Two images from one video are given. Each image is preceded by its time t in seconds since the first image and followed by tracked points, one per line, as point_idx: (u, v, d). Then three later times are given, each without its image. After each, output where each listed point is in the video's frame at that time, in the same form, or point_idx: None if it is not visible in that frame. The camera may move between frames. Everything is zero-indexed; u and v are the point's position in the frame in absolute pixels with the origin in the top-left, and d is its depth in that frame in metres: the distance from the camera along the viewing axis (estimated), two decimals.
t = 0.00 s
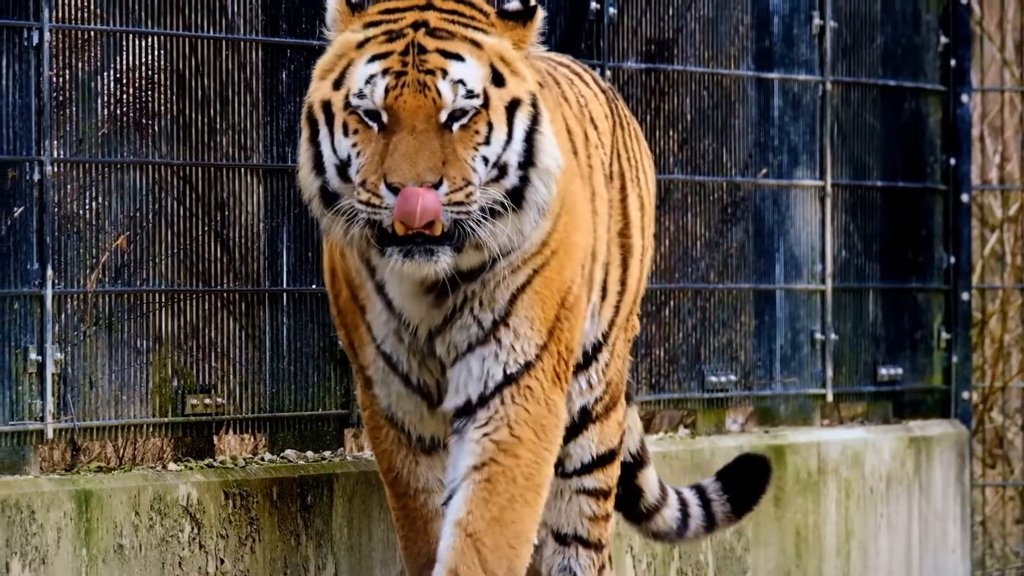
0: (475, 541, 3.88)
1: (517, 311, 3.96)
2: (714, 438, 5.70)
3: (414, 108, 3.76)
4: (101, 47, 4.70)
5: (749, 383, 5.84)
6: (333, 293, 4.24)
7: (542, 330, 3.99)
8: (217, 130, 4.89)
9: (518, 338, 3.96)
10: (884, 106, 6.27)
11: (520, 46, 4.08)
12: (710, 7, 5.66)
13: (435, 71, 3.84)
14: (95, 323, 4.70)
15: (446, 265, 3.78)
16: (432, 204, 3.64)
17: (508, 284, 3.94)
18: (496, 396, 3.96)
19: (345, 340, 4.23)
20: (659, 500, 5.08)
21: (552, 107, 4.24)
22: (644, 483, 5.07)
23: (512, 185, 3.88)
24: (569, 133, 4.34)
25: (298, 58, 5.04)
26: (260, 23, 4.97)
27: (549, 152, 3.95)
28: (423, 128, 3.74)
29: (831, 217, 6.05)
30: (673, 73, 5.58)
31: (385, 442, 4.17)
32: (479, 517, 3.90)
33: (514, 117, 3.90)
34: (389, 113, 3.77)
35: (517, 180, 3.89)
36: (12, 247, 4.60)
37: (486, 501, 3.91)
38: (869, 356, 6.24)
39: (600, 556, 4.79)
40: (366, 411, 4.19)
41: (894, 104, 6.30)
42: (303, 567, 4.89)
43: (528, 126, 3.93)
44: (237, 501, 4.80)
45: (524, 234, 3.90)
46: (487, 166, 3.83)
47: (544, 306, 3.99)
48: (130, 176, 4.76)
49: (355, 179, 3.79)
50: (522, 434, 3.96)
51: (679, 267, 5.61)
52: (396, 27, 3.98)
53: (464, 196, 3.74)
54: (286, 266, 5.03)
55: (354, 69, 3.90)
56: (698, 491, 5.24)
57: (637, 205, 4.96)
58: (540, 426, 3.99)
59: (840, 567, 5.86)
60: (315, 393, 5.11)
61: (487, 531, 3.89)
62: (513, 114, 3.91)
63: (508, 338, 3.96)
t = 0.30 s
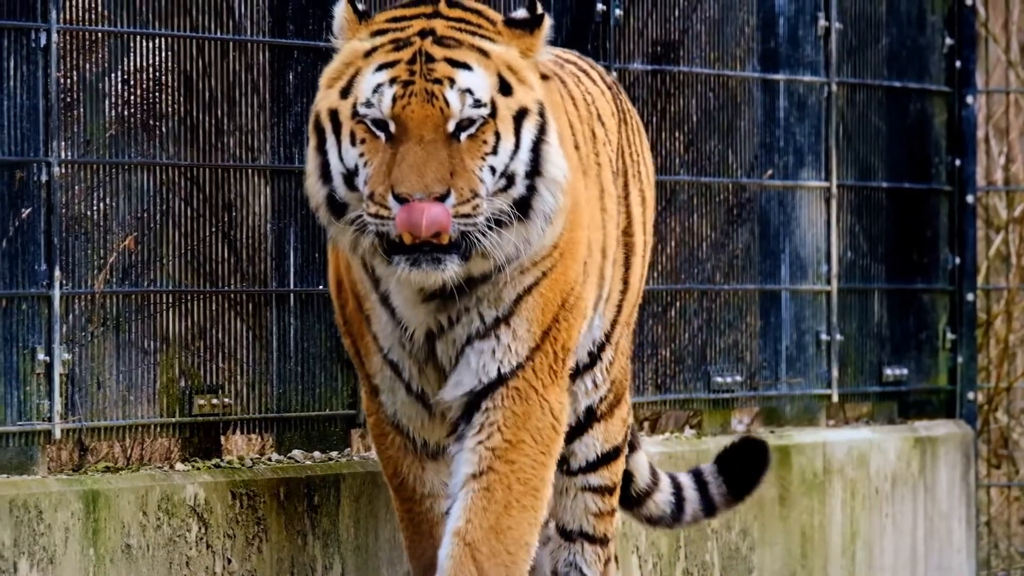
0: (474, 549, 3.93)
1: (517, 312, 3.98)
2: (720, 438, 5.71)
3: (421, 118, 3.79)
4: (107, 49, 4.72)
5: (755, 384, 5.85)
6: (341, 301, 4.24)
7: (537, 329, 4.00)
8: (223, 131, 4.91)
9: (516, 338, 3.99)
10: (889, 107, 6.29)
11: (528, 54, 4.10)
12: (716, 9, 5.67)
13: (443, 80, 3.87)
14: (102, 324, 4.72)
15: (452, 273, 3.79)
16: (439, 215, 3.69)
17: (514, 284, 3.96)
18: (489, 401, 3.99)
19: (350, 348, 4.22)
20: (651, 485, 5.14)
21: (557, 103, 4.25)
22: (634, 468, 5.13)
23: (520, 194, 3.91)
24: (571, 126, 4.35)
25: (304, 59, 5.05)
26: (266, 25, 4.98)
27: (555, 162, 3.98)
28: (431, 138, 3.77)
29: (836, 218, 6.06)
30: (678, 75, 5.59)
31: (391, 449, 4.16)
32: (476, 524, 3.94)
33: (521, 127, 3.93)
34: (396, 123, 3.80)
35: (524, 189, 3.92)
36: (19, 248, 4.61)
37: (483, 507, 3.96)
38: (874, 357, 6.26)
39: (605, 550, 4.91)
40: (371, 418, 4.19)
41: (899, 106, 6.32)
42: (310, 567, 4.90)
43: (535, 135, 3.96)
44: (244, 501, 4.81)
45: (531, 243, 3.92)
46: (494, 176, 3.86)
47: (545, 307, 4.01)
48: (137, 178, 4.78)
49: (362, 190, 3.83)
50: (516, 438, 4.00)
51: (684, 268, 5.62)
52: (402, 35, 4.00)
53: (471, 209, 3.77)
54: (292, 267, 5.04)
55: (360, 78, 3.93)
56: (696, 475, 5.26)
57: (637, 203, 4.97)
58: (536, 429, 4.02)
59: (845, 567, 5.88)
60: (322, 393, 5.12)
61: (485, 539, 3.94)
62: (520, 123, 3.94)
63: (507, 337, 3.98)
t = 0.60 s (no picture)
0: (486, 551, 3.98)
1: (535, 322, 4.02)
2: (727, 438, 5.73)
3: (431, 128, 3.80)
4: (117, 51, 4.74)
5: (762, 384, 5.87)
6: (347, 306, 4.26)
7: (558, 337, 4.06)
8: (233, 133, 4.93)
9: (536, 348, 4.03)
10: (896, 108, 6.30)
11: (537, 64, 4.11)
12: (723, 11, 5.69)
13: (452, 90, 3.89)
14: (112, 324, 4.74)
15: (462, 281, 3.83)
16: (446, 232, 3.74)
17: (532, 291, 4.00)
18: (514, 409, 4.04)
19: (357, 354, 4.24)
20: (644, 475, 5.21)
21: (561, 99, 4.28)
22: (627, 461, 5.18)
23: (528, 205, 3.93)
24: (574, 117, 4.39)
25: (314, 61, 5.08)
26: (275, 27, 5.01)
27: (562, 172, 4.00)
28: (440, 148, 3.79)
29: (843, 219, 6.08)
30: (686, 77, 5.61)
31: (397, 453, 4.18)
32: (490, 527, 3.99)
33: (530, 137, 3.95)
34: (406, 132, 3.81)
35: (533, 200, 3.94)
36: (29, 249, 4.64)
37: (500, 511, 4.01)
38: (881, 358, 6.27)
39: (612, 547, 4.95)
40: (375, 422, 4.20)
41: (905, 107, 6.33)
42: (320, 567, 4.93)
43: (545, 145, 3.98)
44: (253, 501, 4.84)
45: (538, 252, 3.95)
46: (503, 186, 3.87)
47: (560, 312, 4.06)
48: (147, 179, 4.80)
49: (371, 200, 3.84)
50: (542, 449, 4.06)
51: (692, 269, 5.64)
52: (412, 45, 4.02)
53: (479, 222, 3.79)
54: (302, 268, 5.07)
55: (370, 87, 3.94)
56: (685, 454, 5.34)
57: (640, 201, 4.99)
58: (558, 440, 4.09)
59: (852, 566, 5.90)
60: (331, 393, 5.14)
61: (498, 543, 3.99)
62: (530, 133, 3.95)
63: (527, 347, 4.02)
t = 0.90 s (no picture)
0: (501, 551, 4.08)
1: (565, 315, 4.09)
2: (737, 438, 5.72)
3: (440, 130, 3.85)
4: (129, 52, 4.76)
5: (771, 384, 5.89)
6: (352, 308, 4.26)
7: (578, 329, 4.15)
8: (244, 134, 4.95)
9: (568, 336, 4.11)
10: (903, 110, 6.33)
11: (546, 67, 4.14)
12: (732, 12, 5.72)
13: (462, 93, 3.93)
14: (124, 325, 4.77)
15: (470, 280, 3.86)
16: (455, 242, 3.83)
17: (560, 279, 4.05)
18: (546, 410, 4.10)
19: (360, 356, 4.23)
20: (642, 471, 5.22)
21: (567, 91, 4.35)
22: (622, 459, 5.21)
23: (537, 207, 3.97)
24: (578, 105, 4.46)
25: (324, 62, 5.10)
26: (286, 28, 5.03)
27: (572, 175, 4.04)
28: (449, 150, 3.83)
29: (851, 220, 6.11)
30: (694, 78, 5.63)
31: (404, 450, 4.19)
32: (508, 527, 4.08)
33: (539, 140, 3.99)
34: (416, 134, 3.85)
35: (542, 203, 3.98)
36: (41, 250, 4.67)
37: (521, 512, 4.10)
38: (889, 358, 6.30)
39: (621, 545, 5.02)
40: (382, 421, 4.20)
41: (913, 109, 6.36)
42: (330, 566, 4.95)
43: (554, 148, 4.02)
44: (264, 501, 4.86)
45: (546, 254, 3.97)
46: (512, 188, 3.91)
47: (581, 301, 4.15)
48: (159, 180, 4.82)
49: (381, 201, 3.87)
50: (563, 447, 4.15)
51: (700, 270, 5.66)
52: (423, 46, 4.05)
53: (487, 224, 3.83)
54: (312, 268, 5.09)
55: (380, 88, 3.97)
56: (676, 441, 5.35)
57: (644, 203, 4.98)
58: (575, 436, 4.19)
59: (860, 566, 5.93)
60: (342, 393, 5.17)
61: (514, 542, 4.09)
62: (538, 136, 3.99)
63: (564, 337, 4.09)
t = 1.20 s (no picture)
0: (512, 547, 4.14)
1: (572, 310, 4.12)
2: (746, 439, 5.73)
3: (450, 127, 3.86)
4: (140, 54, 4.78)
5: (780, 385, 5.91)
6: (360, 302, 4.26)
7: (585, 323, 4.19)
8: (255, 135, 4.97)
9: (579, 326, 4.16)
10: (912, 111, 6.35)
11: (556, 64, 4.15)
12: (741, 14, 5.74)
13: (472, 90, 3.94)
14: (136, 325, 4.79)
15: (478, 272, 3.88)
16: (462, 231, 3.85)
17: (574, 268, 4.08)
18: (550, 404, 4.14)
19: (370, 350, 4.24)
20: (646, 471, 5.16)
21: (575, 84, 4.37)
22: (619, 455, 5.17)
23: (548, 203, 3.99)
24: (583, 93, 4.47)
25: (335, 64, 5.11)
26: (298, 30, 5.04)
27: (581, 172, 4.05)
28: (458, 147, 3.84)
29: (860, 221, 6.13)
30: (704, 80, 5.65)
31: (403, 440, 4.17)
32: (517, 521, 4.14)
33: (548, 137, 4.00)
34: (425, 131, 3.87)
35: (552, 199, 4.00)
36: (54, 250, 4.69)
37: (528, 506, 4.14)
38: (898, 358, 6.32)
39: (632, 545, 5.04)
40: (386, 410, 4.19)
41: (922, 110, 6.37)
42: (342, 566, 4.97)
43: (563, 146, 4.03)
44: (275, 500, 4.88)
45: (556, 250, 3.99)
46: (521, 185, 3.93)
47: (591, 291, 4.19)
48: (171, 181, 4.84)
49: (390, 198, 3.88)
50: (566, 438, 4.18)
51: (710, 270, 5.68)
52: (433, 43, 4.07)
53: (496, 221, 3.84)
54: (323, 269, 5.11)
55: (390, 84, 3.99)
56: (668, 435, 5.32)
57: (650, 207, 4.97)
58: (580, 427, 4.22)
59: (869, 565, 5.95)
60: (353, 394, 5.18)
61: (524, 537, 4.14)
62: (548, 133, 4.01)
63: (575, 329, 4.14)
